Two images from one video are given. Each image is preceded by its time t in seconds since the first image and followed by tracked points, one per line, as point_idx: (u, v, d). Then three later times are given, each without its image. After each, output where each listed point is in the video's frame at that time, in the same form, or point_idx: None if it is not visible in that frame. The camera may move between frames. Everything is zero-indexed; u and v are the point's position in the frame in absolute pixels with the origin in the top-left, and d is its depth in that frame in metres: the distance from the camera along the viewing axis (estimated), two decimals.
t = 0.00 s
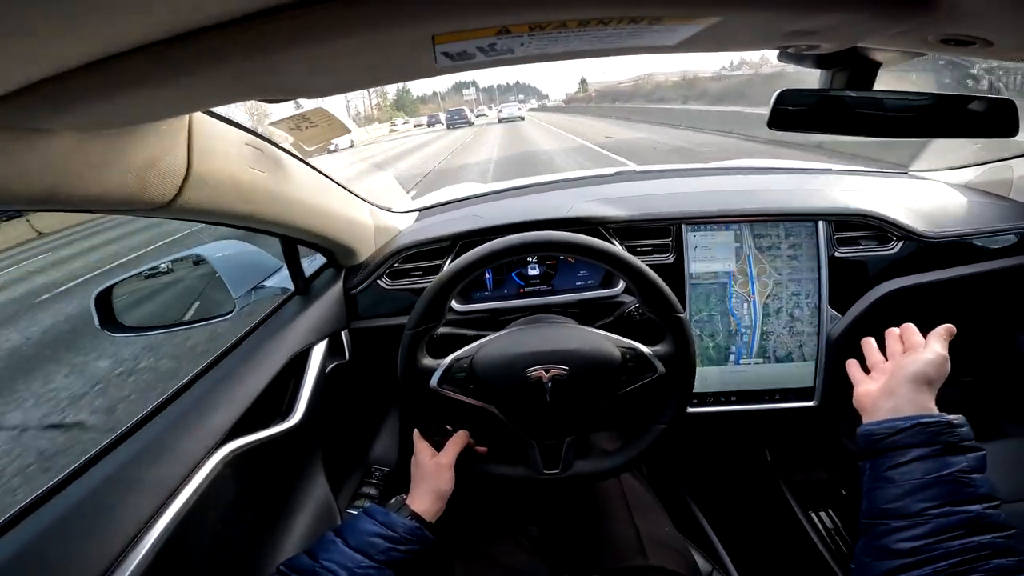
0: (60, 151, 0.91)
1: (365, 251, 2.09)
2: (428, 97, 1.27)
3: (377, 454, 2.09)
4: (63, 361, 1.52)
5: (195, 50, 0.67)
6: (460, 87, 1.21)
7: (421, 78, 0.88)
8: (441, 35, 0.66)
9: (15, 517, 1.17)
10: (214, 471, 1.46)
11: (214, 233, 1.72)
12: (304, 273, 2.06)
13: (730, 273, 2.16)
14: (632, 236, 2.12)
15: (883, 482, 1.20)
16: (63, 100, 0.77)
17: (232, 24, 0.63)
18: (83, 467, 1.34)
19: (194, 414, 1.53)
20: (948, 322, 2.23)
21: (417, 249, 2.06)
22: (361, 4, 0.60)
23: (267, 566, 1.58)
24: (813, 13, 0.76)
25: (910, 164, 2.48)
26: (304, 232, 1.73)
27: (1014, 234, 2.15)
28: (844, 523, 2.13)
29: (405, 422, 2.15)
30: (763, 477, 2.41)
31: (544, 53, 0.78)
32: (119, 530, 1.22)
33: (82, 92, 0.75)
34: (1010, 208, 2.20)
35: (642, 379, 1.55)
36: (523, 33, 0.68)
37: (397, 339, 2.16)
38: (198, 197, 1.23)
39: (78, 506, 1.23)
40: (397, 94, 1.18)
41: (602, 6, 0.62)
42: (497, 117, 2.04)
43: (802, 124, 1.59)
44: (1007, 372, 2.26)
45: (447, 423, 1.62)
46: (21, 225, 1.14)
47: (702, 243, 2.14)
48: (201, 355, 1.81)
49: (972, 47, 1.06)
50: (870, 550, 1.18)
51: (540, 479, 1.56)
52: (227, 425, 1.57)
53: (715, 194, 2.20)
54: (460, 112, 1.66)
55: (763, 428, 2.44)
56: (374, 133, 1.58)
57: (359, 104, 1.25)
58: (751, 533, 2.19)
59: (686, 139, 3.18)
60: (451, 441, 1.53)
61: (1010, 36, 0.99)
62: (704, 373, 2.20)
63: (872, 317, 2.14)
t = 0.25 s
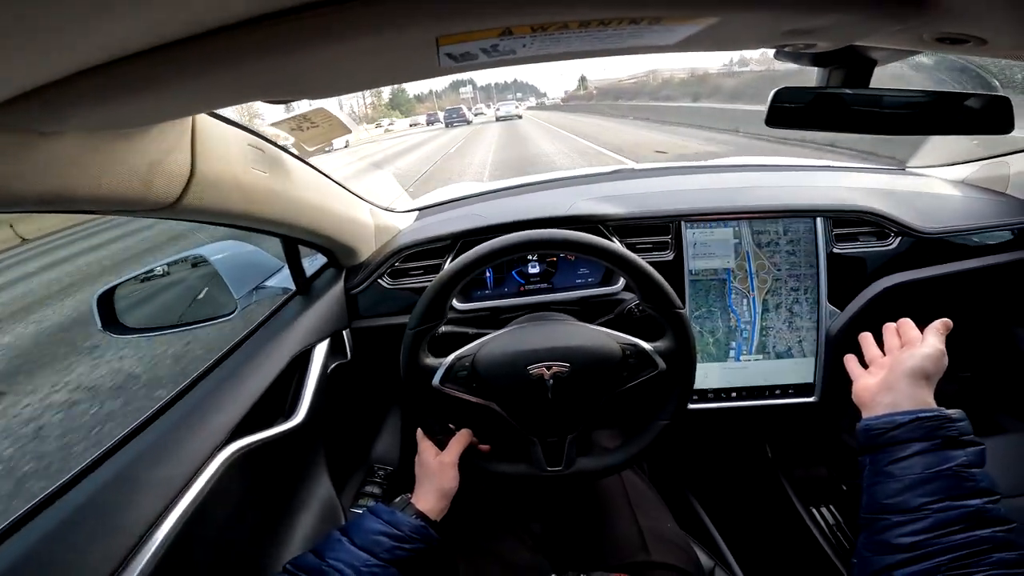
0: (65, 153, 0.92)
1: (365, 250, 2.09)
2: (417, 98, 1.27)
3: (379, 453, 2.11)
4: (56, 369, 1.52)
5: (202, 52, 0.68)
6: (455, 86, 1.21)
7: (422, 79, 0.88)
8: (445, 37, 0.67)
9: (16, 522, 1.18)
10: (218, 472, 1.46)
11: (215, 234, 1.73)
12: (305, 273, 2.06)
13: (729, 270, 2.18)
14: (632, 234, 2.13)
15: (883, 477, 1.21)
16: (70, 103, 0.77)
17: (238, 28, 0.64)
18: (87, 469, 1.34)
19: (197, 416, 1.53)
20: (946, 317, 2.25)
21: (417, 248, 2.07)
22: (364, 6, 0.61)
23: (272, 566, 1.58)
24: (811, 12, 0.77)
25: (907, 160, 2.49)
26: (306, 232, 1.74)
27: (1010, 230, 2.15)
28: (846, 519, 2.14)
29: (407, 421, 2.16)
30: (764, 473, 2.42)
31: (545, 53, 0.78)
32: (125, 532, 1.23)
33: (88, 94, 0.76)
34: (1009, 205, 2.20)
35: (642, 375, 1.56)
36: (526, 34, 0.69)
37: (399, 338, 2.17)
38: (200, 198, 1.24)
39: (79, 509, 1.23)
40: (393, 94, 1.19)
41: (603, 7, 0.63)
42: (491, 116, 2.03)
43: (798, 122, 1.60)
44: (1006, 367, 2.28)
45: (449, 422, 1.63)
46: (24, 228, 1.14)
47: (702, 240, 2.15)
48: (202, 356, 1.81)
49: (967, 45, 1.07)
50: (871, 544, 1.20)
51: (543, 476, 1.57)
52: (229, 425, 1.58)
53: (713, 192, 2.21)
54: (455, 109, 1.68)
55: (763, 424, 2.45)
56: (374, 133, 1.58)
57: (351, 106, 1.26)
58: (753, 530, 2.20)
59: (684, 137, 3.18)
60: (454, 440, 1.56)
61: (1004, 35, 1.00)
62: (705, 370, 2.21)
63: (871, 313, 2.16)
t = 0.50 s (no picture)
0: (57, 142, 0.90)
1: (361, 247, 2.08)
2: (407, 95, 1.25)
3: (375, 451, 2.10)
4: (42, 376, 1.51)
5: (187, 44, 0.67)
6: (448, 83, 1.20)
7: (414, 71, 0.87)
8: (435, 26, 0.66)
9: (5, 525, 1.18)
10: (212, 468, 1.44)
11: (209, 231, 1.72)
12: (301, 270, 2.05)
13: (727, 264, 2.17)
14: (628, 229, 2.12)
15: (875, 476, 1.20)
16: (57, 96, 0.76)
17: (224, 18, 0.63)
18: (76, 472, 1.33)
19: (190, 414, 1.52)
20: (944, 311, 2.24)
21: (412, 245, 2.06)
22: None
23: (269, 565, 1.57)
24: None
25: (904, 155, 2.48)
26: (300, 230, 1.72)
27: (1009, 224, 2.13)
28: (845, 515, 2.14)
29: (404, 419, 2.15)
30: (763, 469, 2.42)
31: (537, 43, 0.77)
32: (117, 529, 1.21)
33: (75, 87, 0.75)
34: (1007, 199, 2.18)
35: (640, 370, 1.54)
36: (517, 22, 0.68)
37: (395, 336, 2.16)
38: (191, 194, 1.22)
39: (69, 510, 1.22)
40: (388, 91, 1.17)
41: None
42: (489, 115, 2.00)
43: (795, 116, 1.60)
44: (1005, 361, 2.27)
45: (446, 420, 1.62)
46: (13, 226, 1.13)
47: (699, 236, 2.14)
48: (195, 355, 1.80)
49: (962, 37, 1.06)
50: (866, 544, 1.19)
51: (541, 473, 1.56)
52: (223, 421, 1.55)
53: (710, 187, 2.20)
54: (453, 108, 1.67)
55: (762, 420, 2.45)
56: (368, 129, 1.57)
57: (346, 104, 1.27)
58: (752, 526, 2.20)
59: (682, 134, 3.18)
60: (451, 437, 1.53)
61: (1001, 26, 1.00)
62: (702, 365, 2.21)
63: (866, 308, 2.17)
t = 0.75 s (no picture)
0: (18, 170, 0.92)
1: (347, 253, 2.10)
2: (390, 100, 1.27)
3: (365, 455, 2.11)
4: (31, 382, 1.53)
5: (145, 72, 0.69)
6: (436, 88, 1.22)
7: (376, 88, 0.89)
8: (376, 51, 0.68)
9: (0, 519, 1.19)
10: (198, 471, 1.46)
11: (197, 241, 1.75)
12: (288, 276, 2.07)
13: (710, 268, 2.19)
14: (612, 234, 2.14)
15: (854, 480, 1.18)
16: (26, 123, 0.79)
17: (178, 49, 0.65)
18: (71, 468, 1.35)
19: (177, 416, 1.54)
20: (928, 312, 2.25)
21: (398, 251, 2.08)
22: (295, 26, 0.62)
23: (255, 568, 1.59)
24: (750, 10, 0.77)
25: (889, 156, 2.50)
26: (283, 238, 1.75)
27: (993, 226, 2.14)
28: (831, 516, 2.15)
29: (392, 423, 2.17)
30: (751, 471, 2.43)
31: (489, 60, 0.79)
32: (104, 528, 1.23)
33: (43, 115, 0.77)
34: (990, 199, 2.19)
35: (618, 375, 1.56)
36: (460, 43, 0.70)
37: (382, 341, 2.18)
38: (165, 209, 1.25)
39: (60, 505, 1.24)
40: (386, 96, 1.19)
41: (531, 14, 0.64)
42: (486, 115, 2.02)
43: (784, 117, 1.62)
44: (990, 361, 2.28)
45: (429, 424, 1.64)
46: None
47: (682, 239, 2.16)
48: (188, 356, 1.82)
49: (921, 40, 1.08)
50: (841, 548, 1.17)
51: (521, 477, 1.57)
52: (210, 424, 1.57)
53: (694, 191, 2.22)
54: (455, 109, 1.69)
55: (749, 422, 2.46)
56: (348, 137, 1.60)
57: (347, 110, 1.30)
58: (738, 527, 2.21)
59: (671, 136, 3.19)
60: (433, 441, 1.53)
61: (955, 28, 1.01)
62: (686, 369, 2.21)
63: (851, 309, 2.18)
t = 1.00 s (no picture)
0: None
1: (346, 251, 2.07)
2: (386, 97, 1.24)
3: (366, 455, 2.07)
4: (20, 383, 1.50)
5: (134, 47, 0.66)
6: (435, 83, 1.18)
7: (377, 73, 0.86)
8: (377, 29, 0.65)
9: None
10: (194, 473, 1.42)
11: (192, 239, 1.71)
12: (286, 274, 2.04)
13: (716, 264, 2.15)
14: (616, 230, 2.10)
15: (886, 475, 1.14)
16: (9, 104, 0.75)
17: (167, 22, 0.61)
18: (64, 471, 1.31)
19: (173, 417, 1.50)
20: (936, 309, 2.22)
21: (398, 248, 2.04)
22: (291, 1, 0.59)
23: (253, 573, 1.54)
24: None
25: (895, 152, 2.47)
26: (280, 236, 1.71)
27: (1000, 221, 2.12)
28: (839, 516, 2.12)
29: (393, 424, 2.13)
30: (757, 471, 2.39)
31: (495, 42, 0.76)
32: (97, 534, 1.18)
33: (26, 96, 0.73)
34: (995, 194, 2.16)
35: (625, 374, 1.53)
36: (466, 22, 0.66)
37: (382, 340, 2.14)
38: (157, 202, 1.21)
39: (51, 508, 1.20)
40: (380, 91, 1.15)
41: None
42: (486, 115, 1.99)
43: (786, 113, 1.57)
44: (999, 359, 2.25)
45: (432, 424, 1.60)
46: None
47: (687, 236, 2.12)
48: (184, 356, 1.78)
49: (939, 29, 1.05)
50: (869, 544, 1.12)
51: (526, 479, 1.54)
52: (205, 426, 1.53)
53: (699, 187, 2.18)
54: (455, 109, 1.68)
55: (755, 421, 2.43)
56: (347, 132, 1.56)
57: (346, 107, 1.27)
58: (745, 528, 2.17)
59: (673, 133, 3.16)
60: (435, 442, 1.50)
61: (976, 18, 0.98)
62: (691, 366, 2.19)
63: (862, 303, 2.13)
